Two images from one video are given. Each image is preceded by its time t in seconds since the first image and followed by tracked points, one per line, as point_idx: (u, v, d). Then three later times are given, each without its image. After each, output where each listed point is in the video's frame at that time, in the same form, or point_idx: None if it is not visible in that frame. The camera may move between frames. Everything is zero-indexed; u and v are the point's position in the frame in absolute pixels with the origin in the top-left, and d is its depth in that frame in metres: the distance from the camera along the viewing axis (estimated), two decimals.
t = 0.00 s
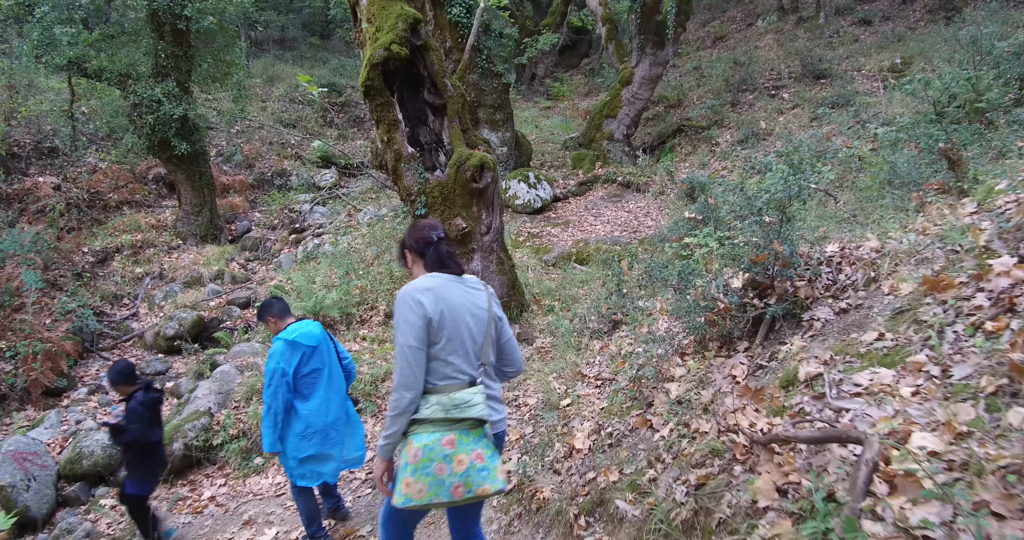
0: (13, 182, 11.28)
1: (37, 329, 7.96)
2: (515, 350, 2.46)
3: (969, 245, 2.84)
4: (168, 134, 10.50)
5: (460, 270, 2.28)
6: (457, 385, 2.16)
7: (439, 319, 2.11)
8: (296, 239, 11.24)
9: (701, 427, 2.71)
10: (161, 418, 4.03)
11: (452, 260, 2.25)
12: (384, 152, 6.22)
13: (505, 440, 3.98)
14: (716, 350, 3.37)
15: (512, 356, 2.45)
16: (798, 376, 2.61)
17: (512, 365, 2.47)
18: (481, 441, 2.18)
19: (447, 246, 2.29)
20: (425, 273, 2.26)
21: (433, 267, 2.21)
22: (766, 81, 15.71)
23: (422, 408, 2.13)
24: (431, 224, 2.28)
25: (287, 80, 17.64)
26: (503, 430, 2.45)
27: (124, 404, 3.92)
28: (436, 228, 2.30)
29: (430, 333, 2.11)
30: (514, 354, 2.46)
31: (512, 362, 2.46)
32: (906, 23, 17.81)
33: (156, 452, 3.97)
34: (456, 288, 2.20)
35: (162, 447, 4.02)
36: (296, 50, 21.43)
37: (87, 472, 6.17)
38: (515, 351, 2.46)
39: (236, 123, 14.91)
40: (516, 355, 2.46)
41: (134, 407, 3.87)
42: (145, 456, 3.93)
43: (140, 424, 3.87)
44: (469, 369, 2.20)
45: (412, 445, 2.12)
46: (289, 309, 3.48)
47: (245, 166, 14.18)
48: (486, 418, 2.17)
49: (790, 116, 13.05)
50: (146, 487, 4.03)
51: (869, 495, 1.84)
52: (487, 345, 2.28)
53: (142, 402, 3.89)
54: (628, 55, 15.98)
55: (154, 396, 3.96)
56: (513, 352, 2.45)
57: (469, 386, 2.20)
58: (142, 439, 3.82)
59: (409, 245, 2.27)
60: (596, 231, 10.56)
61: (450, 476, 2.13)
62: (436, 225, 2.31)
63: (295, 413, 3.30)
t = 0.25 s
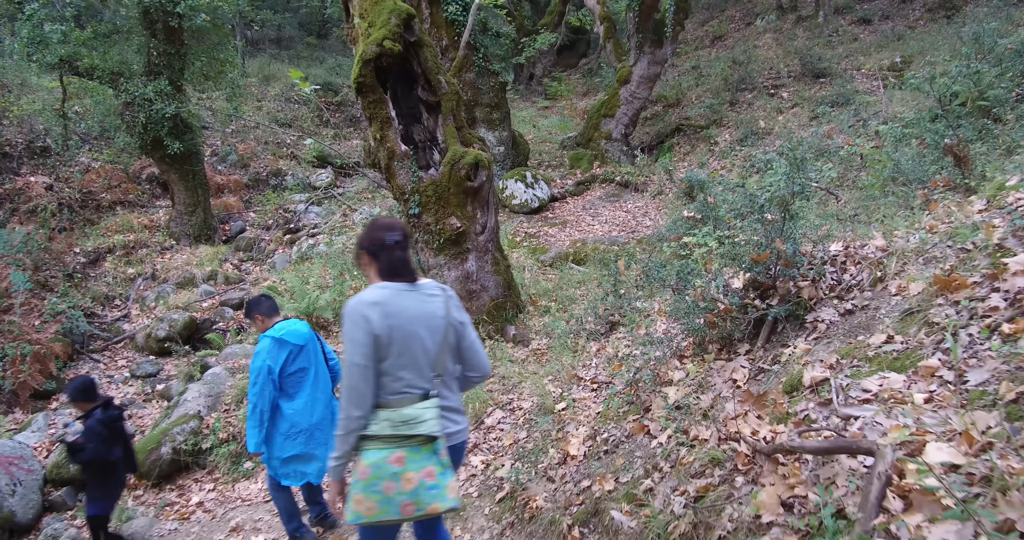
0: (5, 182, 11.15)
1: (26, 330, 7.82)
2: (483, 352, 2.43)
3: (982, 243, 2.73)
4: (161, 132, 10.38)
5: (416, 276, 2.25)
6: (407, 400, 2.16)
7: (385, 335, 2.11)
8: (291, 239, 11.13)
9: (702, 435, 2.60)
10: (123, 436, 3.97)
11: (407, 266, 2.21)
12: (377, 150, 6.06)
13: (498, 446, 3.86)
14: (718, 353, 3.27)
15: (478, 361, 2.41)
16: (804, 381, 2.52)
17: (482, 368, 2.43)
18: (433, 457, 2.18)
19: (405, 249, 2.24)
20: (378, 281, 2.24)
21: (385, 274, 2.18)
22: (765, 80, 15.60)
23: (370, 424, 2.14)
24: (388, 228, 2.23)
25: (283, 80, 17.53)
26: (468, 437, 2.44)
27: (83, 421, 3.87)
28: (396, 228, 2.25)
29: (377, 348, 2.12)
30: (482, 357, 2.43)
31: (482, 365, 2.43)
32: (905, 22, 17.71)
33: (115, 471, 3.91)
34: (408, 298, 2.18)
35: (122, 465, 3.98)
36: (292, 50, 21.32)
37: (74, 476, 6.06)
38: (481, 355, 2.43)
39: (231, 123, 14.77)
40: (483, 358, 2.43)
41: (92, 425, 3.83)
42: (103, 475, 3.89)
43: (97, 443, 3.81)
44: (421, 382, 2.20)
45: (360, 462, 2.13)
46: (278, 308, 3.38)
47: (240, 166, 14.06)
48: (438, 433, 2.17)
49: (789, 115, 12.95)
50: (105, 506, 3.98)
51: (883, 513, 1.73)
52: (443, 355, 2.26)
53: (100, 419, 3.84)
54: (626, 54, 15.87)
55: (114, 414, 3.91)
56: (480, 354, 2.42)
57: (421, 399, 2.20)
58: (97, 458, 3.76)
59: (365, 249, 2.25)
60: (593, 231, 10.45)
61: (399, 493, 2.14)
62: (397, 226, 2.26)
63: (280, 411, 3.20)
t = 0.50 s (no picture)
0: None
1: (14, 331, 7.70)
2: (440, 355, 2.50)
3: (996, 240, 2.61)
4: (153, 130, 10.28)
5: (370, 280, 2.27)
6: (359, 410, 2.20)
7: (335, 345, 2.13)
8: (286, 238, 11.00)
9: (701, 444, 2.48)
10: (69, 459, 4.05)
11: (360, 271, 2.23)
12: (369, 147, 5.89)
13: (490, 451, 3.74)
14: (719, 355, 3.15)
15: (439, 365, 2.50)
16: (807, 386, 2.41)
17: (439, 369, 2.52)
18: (382, 470, 2.22)
19: (357, 253, 2.26)
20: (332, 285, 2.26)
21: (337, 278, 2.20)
22: (765, 78, 15.47)
23: (320, 435, 2.18)
24: (341, 232, 2.25)
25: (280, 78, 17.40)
26: (427, 443, 2.49)
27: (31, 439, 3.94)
28: (348, 231, 2.28)
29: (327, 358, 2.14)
30: (438, 359, 2.50)
31: (444, 367, 2.52)
32: (906, 19, 17.59)
33: (58, 492, 4.00)
34: (360, 305, 2.20)
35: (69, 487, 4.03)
36: (289, 48, 21.19)
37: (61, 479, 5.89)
38: (438, 357, 2.49)
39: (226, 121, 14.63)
40: (445, 360, 2.52)
41: (37, 446, 3.89)
42: (45, 497, 3.98)
43: (38, 465, 3.88)
44: (373, 391, 2.24)
45: (309, 474, 2.18)
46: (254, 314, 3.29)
47: (236, 165, 13.94)
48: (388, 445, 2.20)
49: (789, 114, 12.83)
50: (51, 527, 4.08)
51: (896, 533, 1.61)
52: (397, 363, 2.29)
53: (46, 441, 3.90)
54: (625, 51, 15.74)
55: (61, 436, 3.95)
56: (436, 357, 2.49)
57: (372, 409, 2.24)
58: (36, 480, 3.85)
59: (319, 252, 2.27)
60: (592, 230, 10.33)
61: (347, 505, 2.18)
62: (350, 229, 2.28)
63: (266, 422, 3.03)
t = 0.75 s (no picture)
0: None
1: (7, 333, 7.59)
2: (433, 372, 2.47)
3: (1014, 245, 2.50)
4: (149, 130, 10.18)
5: (362, 298, 2.23)
6: (354, 427, 2.16)
7: (329, 363, 2.10)
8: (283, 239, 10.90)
9: (704, 460, 2.38)
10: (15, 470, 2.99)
11: (353, 289, 2.20)
12: (365, 147, 5.79)
13: (486, 460, 3.63)
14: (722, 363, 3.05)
15: (433, 381, 2.47)
16: (816, 399, 2.32)
17: (432, 386, 2.49)
18: (379, 487, 2.17)
19: (350, 270, 2.21)
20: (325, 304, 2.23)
21: (329, 296, 2.16)
22: (767, 77, 15.36)
23: (315, 453, 2.14)
24: (332, 249, 2.21)
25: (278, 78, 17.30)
26: (421, 460, 2.45)
27: None
28: (341, 248, 2.23)
29: (321, 376, 2.11)
30: (431, 376, 2.48)
31: (437, 383, 2.50)
32: (909, 19, 17.47)
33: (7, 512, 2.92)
34: (353, 323, 2.17)
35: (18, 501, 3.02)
36: (288, 48, 21.09)
37: (51, 485, 5.76)
38: (432, 374, 2.47)
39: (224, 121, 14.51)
40: (439, 376, 2.49)
41: None
42: None
43: None
44: (367, 408, 2.20)
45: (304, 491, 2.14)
46: (213, 332, 3.43)
47: (233, 165, 13.84)
48: (385, 462, 2.16)
49: (792, 113, 12.72)
50: None
51: None
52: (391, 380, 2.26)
53: None
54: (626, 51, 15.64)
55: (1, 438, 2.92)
56: (429, 374, 2.47)
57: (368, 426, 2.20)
58: None
59: (311, 271, 2.23)
60: (593, 231, 10.23)
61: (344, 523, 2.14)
62: (342, 246, 2.24)
63: (233, 443, 2.95)
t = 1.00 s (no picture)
0: None
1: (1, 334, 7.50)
2: (428, 367, 2.44)
3: None
4: (146, 129, 10.10)
5: (366, 289, 2.20)
6: (357, 416, 2.10)
7: (334, 350, 2.04)
8: (282, 239, 10.81)
9: (710, 472, 2.27)
10: None
11: (357, 280, 2.16)
12: (362, 145, 5.69)
13: (483, 466, 3.53)
14: (728, 369, 2.95)
15: (430, 377, 2.46)
16: (827, 408, 2.22)
17: (426, 381, 2.46)
18: (380, 476, 2.12)
19: (354, 263, 2.18)
20: (327, 294, 2.17)
21: (334, 287, 2.12)
22: (770, 76, 15.24)
23: (317, 440, 2.07)
24: (336, 241, 2.18)
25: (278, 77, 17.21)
26: (416, 454, 2.40)
27: None
28: (344, 243, 2.20)
29: (325, 363, 2.05)
30: (426, 371, 2.45)
31: (432, 378, 2.47)
32: (913, 17, 17.33)
33: None
34: (357, 313, 2.12)
35: None
36: (289, 47, 21.00)
37: (42, 489, 5.66)
38: (427, 370, 2.44)
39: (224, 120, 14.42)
40: (434, 372, 2.47)
41: None
42: None
43: None
44: (369, 398, 2.15)
45: (305, 479, 2.06)
46: (177, 336, 3.70)
47: (233, 165, 13.75)
48: (388, 451, 2.11)
49: (795, 112, 12.60)
50: None
51: None
52: (392, 371, 2.22)
53: None
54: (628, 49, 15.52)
55: None
56: (425, 369, 2.43)
57: (370, 415, 2.14)
58: None
59: (313, 262, 2.18)
60: (594, 230, 10.12)
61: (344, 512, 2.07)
62: (344, 240, 2.21)
63: (192, 445, 3.25)
